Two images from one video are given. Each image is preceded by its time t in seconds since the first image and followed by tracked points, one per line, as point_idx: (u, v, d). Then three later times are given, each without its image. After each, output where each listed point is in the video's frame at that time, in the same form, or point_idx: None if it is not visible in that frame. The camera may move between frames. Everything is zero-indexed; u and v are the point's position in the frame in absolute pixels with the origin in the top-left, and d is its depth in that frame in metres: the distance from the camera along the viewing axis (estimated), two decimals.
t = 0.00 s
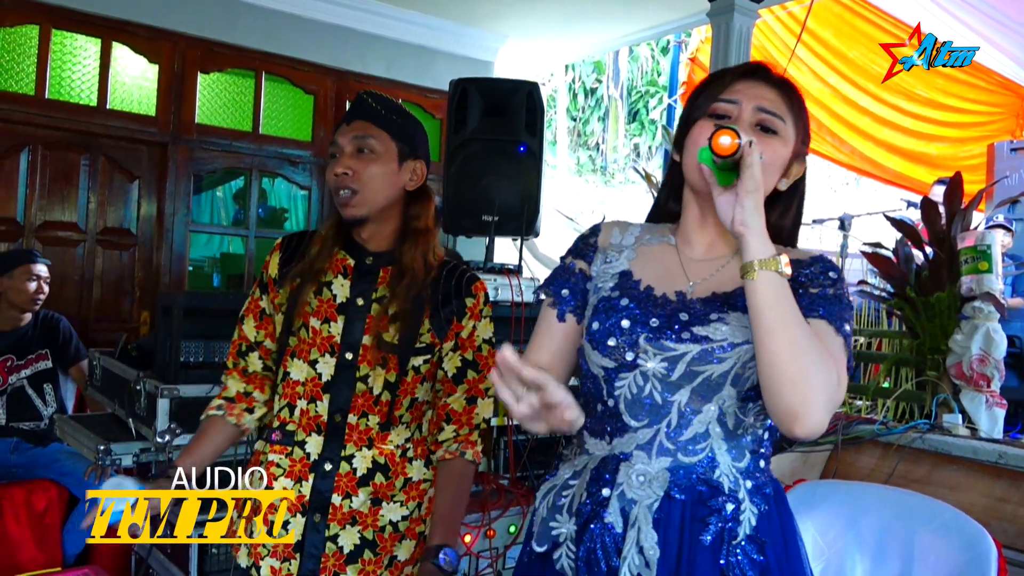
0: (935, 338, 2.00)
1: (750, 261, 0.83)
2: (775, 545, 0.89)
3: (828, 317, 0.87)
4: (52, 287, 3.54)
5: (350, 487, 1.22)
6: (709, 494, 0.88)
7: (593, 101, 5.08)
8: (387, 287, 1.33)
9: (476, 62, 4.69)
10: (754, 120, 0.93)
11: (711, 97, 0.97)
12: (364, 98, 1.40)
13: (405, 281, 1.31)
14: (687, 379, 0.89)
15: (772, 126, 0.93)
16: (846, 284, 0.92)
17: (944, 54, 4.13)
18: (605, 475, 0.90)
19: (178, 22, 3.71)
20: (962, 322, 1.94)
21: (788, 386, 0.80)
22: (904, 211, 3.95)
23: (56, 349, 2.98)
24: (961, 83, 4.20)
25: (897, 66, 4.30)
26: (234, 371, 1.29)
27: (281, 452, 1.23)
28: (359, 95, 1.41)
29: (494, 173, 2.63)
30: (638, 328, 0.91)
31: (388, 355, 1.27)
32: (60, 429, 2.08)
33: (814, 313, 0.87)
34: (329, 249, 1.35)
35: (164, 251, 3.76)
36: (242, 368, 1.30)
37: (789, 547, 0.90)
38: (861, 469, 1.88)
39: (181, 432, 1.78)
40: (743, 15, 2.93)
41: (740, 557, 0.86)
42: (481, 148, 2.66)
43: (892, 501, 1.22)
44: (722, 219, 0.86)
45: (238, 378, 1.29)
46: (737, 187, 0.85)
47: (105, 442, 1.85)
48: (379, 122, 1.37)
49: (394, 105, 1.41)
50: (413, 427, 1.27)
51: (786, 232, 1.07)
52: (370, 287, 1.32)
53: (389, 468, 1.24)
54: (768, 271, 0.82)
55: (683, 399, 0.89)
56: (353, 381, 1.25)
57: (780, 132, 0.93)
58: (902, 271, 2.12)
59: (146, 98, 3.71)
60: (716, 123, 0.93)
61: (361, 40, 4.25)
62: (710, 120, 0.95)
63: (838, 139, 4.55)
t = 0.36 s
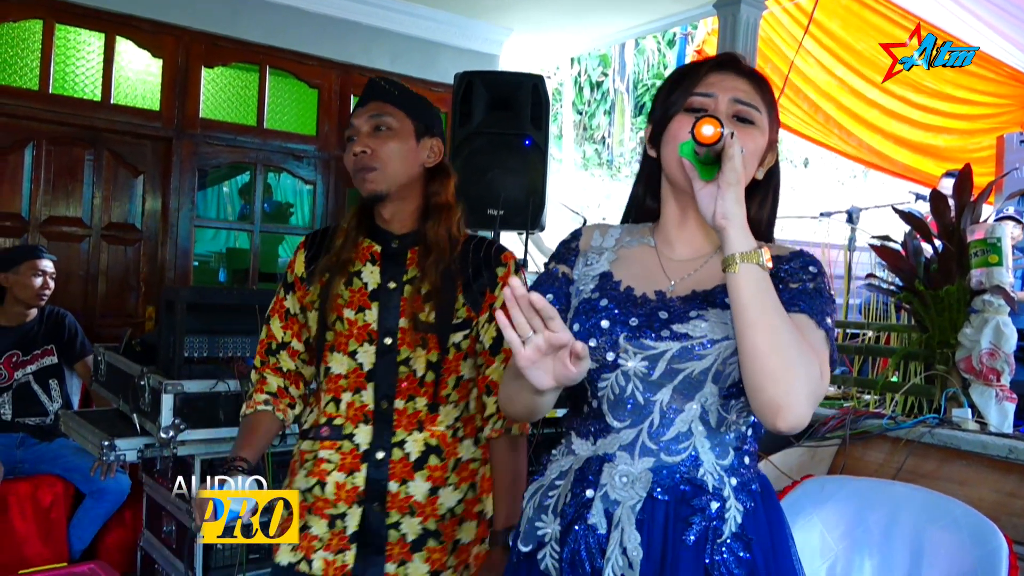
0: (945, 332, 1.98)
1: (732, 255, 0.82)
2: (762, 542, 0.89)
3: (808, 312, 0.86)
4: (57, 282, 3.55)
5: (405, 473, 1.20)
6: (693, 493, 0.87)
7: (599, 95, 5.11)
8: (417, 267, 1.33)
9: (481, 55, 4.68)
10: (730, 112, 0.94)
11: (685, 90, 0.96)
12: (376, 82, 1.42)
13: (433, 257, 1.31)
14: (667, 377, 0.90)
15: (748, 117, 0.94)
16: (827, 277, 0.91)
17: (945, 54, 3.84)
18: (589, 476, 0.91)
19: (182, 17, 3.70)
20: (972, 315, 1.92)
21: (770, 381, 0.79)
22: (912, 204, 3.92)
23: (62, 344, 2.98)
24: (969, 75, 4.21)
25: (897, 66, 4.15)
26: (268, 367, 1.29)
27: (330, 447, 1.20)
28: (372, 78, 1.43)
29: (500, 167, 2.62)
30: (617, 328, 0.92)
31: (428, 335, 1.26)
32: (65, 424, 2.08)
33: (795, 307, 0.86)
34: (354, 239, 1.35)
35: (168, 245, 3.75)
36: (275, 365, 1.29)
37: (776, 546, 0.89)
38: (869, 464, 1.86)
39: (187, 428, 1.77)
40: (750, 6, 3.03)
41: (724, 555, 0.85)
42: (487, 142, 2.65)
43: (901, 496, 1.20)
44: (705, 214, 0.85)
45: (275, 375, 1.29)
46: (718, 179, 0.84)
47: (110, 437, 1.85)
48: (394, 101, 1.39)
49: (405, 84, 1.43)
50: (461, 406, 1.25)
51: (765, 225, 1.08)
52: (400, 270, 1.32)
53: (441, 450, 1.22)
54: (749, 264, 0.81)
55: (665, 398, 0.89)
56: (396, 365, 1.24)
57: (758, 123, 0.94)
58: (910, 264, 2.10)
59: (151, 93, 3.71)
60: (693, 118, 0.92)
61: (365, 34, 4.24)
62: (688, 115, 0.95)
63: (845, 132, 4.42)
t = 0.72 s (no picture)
0: (951, 331, 1.97)
1: (723, 243, 0.81)
2: (767, 532, 0.87)
3: (802, 298, 0.85)
4: (62, 278, 3.55)
5: (438, 474, 1.23)
6: (694, 486, 0.86)
7: (605, 93, 5.06)
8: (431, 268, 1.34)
9: (486, 53, 4.67)
10: (717, 99, 0.93)
11: (671, 81, 0.96)
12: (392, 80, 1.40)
13: (449, 262, 1.31)
14: (665, 370, 0.89)
15: (735, 103, 0.93)
16: (822, 262, 0.90)
17: (945, 54, 3.93)
18: (589, 472, 0.90)
19: (187, 14, 3.70)
20: (978, 314, 1.90)
21: (765, 367, 0.78)
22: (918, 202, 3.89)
23: (66, 341, 2.98)
24: (977, 74, 4.15)
25: (896, 66, 4.13)
26: (292, 398, 1.33)
27: (365, 458, 1.23)
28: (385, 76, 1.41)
29: (505, 165, 2.62)
30: (612, 323, 0.91)
31: (450, 333, 1.28)
32: (70, 422, 2.08)
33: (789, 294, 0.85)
34: (368, 246, 1.35)
35: (173, 243, 3.76)
36: (298, 392, 1.33)
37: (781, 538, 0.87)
38: (874, 464, 1.85)
39: (189, 426, 1.79)
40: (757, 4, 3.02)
41: (727, 547, 0.84)
42: (492, 140, 2.64)
43: (906, 496, 1.19)
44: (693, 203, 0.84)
45: (297, 406, 1.32)
46: (707, 168, 0.83)
47: (114, 435, 1.85)
48: (409, 104, 1.37)
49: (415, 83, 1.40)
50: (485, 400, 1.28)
51: (760, 212, 1.06)
52: (416, 272, 1.33)
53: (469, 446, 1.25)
54: (741, 252, 0.81)
55: (664, 391, 0.89)
56: (420, 367, 1.26)
57: (745, 108, 0.92)
58: (917, 262, 2.09)
59: (156, 90, 3.71)
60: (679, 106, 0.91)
61: (370, 32, 4.23)
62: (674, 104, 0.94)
63: (850, 130, 4.45)
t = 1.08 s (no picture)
0: (957, 331, 1.96)
1: (722, 222, 0.81)
2: (784, 519, 0.86)
3: (803, 274, 0.85)
4: (69, 277, 3.57)
5: (409, 469, 1.23)
6: (708, 475, 0.86)
7: (610, 92, 5.15)
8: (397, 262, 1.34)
9: (491, 52, 4.67)
10: (709, 82, 0.92)
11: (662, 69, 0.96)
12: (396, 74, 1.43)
13: (412, 258, 1.31)
14: (672, 358, 0.89)
15: (727, 86, 0.92)
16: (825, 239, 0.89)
17: (944, 54, 3.92)
18: (603, 467, 0.89)
19: (193, 14, 3.71)
20: (984, 314, 1.90)
21: (771, 344, 0.78)
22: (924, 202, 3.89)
23: (72, 340, 2.99)
24: (984, 72, 4.13)
25: (896, 66, 4.12)
26: (311, 393, 1.36)
27: (337, 450, 1.25)
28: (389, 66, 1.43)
29: (509, 165, 2.61)
30: (617, 315, 0.92)
31: (414, 329, 1.28)
32: (75, 421, 2.08)
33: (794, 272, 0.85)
34: (338, 240, 1.39)
35: (179, 242, 3.77)
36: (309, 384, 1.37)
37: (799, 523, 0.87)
38: (879, 464, 1.85)
39: (195, 425, 1.80)
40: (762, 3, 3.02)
41: (743, 535, 0.83)
42: (497, 139, 2.64)
43: (911, 499, 1.19)
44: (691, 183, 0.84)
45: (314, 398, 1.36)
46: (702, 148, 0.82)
47: (120, 433, 1.85)
48: (406, 104, 1.41)
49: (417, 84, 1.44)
50: (458, 395, 1.27)
51: (762, 194, 1.05)
52: (382, 266, 1.34)
53: (442, 442, 1.25)
54: (741, 229, 0.80)
55: (672, 379, 0.88)
56: (387, 362, 1.27)
57: (737, 90, 0.91)
58: (922, 262, 2.09)
59: (161, 89, 3.71)
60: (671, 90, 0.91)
61: (374, 31, 4.24)
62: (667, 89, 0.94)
63: (857, 129, 4.43)
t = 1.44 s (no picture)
0: (963, 332, 1.96)
1: (739, 214, 0.81)
2: (828, 514, 0.86)
3: (830, 260, 0.85)
4: (76, 276, 3.58)
5: (375, 470, 1.25)
6: (748, 473, 0.86)
7: (615, 92, 5.11)
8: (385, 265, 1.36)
9: (496, 52, 4.67)
10: (714, 79, 0.92)
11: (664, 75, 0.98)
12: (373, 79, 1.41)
13: (401, 264, 1.33)
14: (704, 356, 0.88)
15: (732, 82, 0.92)
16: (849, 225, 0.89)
17: (944, 54, 3.94)
18: (642, 471, 0.90)
19: (199, 14, 3.72)
20: (990, 314, 1.90)
21: (799, 331, 0.78)
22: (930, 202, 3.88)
23: (78, 339, 3.01)
24: (990, 72, 4.11)
25: (897, 66, 4.13)
26: (244, 378, 1.35)
27: (307, 449, 1.26)
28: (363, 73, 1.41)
29: (514, 165, 2.61)
30: (644, 317, 0.92)
31: (396, 333, 1.30)
32: (82, 418, 2.09)
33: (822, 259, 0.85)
34: (324, 240, 1.38)
35: (185, 241, 3.78)
36: (252, 373, 1.36)
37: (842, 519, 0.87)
38: (885, 465, 1.85)
39: (201, 424, 1.79)
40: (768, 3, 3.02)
41: (785, 534, 0.84)
42: (502, 139, 2.64)
43: (918, 500, 1.19)
44: (705, 179, 0.84)
45: (249, 387, 1.35)
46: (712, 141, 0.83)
47: (127, 431, 1.87)
48: (387, 113, 1.38)
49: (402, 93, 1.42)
50: (431, 398, 1.30)
51: (780, 188, 1.06)
52: (369, 269, 1.35)
53: (411, 442, 1.26)
54: (762, 218, 0.81)
55: (706, 377, 0.88)
56: (367, 365, 1.28)
57: (742, 86, 0.91)
58: (928, 263, 2.08)
59: (167, 89, 3.73)
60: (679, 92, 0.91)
61: (380, 30, 4.24)
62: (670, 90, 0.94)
63: (862, 130, 4.41)
